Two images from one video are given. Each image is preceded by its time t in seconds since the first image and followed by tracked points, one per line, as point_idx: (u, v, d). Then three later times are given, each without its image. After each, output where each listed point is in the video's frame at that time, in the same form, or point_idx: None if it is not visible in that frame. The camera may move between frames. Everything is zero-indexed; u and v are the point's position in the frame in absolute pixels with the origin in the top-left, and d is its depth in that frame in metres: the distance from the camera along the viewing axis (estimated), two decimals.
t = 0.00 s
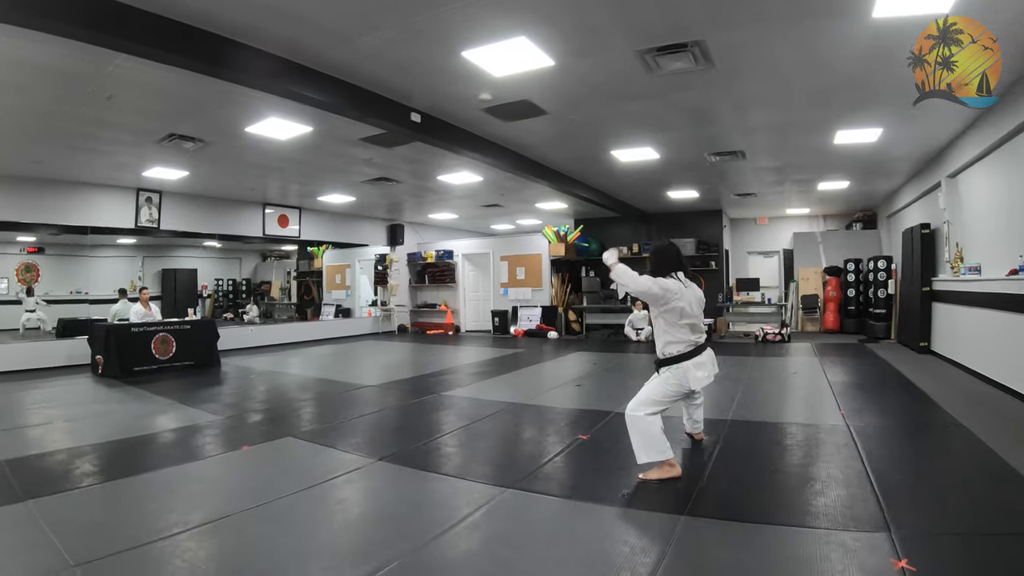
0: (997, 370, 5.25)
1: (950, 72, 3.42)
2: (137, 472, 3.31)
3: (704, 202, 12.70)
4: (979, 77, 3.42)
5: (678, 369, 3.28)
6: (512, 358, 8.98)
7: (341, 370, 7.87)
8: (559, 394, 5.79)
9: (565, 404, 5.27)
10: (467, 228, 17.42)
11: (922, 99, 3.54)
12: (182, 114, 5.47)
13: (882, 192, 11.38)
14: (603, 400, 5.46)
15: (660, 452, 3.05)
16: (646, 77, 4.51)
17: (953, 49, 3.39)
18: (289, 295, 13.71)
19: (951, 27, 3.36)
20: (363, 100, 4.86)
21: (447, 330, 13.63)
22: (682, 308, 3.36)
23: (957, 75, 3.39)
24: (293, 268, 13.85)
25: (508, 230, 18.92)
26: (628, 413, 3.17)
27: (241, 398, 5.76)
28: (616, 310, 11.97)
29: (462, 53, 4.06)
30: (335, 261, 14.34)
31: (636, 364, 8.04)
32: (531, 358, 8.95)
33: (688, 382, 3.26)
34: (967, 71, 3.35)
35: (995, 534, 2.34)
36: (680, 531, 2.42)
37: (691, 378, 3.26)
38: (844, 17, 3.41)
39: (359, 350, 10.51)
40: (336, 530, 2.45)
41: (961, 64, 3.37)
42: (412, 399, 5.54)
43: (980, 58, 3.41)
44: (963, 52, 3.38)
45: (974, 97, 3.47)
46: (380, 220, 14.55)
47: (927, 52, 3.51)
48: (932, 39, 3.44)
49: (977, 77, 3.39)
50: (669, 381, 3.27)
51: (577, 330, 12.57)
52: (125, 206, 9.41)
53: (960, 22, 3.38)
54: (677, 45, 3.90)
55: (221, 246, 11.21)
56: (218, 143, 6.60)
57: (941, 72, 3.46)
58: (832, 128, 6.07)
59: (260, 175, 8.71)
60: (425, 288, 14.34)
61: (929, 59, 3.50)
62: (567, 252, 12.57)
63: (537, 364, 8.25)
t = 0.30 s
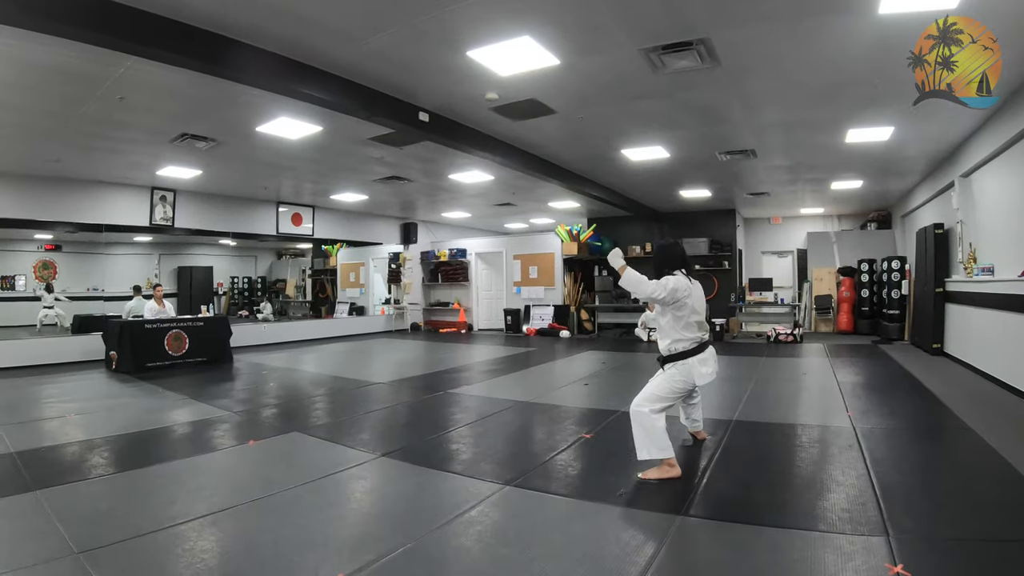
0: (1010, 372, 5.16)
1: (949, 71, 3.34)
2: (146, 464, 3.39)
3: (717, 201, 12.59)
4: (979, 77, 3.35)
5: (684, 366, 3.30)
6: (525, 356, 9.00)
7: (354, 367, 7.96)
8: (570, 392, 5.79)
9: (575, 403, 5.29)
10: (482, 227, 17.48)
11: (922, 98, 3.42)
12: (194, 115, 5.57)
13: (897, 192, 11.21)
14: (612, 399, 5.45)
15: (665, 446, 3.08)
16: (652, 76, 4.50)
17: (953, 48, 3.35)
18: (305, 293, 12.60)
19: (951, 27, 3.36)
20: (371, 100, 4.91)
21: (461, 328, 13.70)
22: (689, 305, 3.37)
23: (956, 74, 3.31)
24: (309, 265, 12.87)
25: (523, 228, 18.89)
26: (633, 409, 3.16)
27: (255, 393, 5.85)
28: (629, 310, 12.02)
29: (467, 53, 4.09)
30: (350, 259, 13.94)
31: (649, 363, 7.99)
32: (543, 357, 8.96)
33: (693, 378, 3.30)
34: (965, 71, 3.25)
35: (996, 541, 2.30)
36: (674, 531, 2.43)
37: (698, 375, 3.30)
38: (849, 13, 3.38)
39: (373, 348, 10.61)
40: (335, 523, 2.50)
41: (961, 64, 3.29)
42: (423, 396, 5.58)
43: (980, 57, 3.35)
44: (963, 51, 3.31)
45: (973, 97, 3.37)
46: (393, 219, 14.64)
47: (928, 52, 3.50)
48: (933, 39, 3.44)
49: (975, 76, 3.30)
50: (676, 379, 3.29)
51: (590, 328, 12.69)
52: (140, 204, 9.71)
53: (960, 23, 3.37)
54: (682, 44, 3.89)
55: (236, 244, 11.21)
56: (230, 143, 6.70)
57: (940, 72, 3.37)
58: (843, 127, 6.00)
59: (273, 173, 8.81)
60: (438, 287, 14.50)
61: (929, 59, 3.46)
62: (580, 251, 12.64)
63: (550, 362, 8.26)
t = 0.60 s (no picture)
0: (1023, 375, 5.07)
1: (950, 71, 3.46)
2: (158, 457, 3.47)
3: (730, 200, 12.48)
4: (975, 76, 3.54)
5: (692, 363, 3.30)
6: (537, 354, 9.02)
7: (368, 364, 8.05)
8: (582, 391, 5.80)
9: (586, 401, 5.31)
10: (497, 226, 17.51)
11: (924, 98, 3.53)
12: (207, 115, 5.67)
13: (913, 191, 11.03)
14: (623, 398, 5.46)
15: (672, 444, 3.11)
16: (659, 75, 4.49)
17: (953, 49, 3.45)
18: (320, 290, 12.69)
19: (950, 27, 3.40)
20: (380, 99, 4.95)
21: (473, 326, 13.77)
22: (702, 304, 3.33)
23: (957, 75, 3.46)
24: (325, 263, 13.07)
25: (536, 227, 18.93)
26: (640, 406, 3.17)
27: (269, 389, 5.95)
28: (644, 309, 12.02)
29: (474, 53, 4.12)
30: (364, 257, 14.07)
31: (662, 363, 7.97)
32: (556, 355, 8.98)
33: (701, 376, 3.29)
34: (967, 72, 3.41)
35: (1000, 546, 2.27)
36: (673, 530, 2.44)
37: (706, 371, 3.29)
38: (856, 11, 3.35)
39: (387, 345, 10.72)
40: (339, 517, 2.54)
41: (960, 65, 3.44)
42: (436, 394, 5.63)
43: (980, 56, 3.52)
44: (963, 52, 3.44)
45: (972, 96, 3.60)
46: (407, 217, 14.74)
47: (927, 51, 3.57)
48: (933, 39, 3.48)
49: (975, 77, 3.50)
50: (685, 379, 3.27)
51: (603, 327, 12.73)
52: (156, 203, 9.78)
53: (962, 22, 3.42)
54: (689, 43, 3.88)
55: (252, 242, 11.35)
56: (243, 142, 6.80)
57: (941, 72, 3.49)
58: (855, 126, 5.93)
59: (288, 172, 8.92)
60: (452, 285, 14.67)
61: (928, 59, 3.54)
62: (593, 250, 12.81)
63: (563, 360, 8.29)
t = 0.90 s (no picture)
0: None
1: (949, 71, 3.15)
2: (165, 451, 3.53)
3: (738, 196, 12.41)
4: (980, 77, 3.12)
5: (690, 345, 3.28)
6: (545, 350, 9.07)
7: (377, 361, 8.14)
8: (589, 387, 5.81)
9: (593, 397, 5.34)
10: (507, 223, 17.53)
11: (919, 99, 3.21)
12: (213, 115, 5.73)
13: (922, 186, 10.91)
14: (630, 394, 5.47)
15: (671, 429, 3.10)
16: (661, 71, 4.48)
17: (954, 49, 3.12)
18: (329, 288, 13.79)
19: (950, 26, 3.09)
20: (384, 97, 4.98)
21: (483, 323, 13.89)
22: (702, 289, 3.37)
23: (956, 75, 3.10)
24: (334, 261, 13.79)
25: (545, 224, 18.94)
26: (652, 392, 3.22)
27: (279, 385, 6.02)
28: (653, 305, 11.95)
29: (476, 51, 4.13)
30: (373, 255, 14.38)
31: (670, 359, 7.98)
32: (563, 351, 9.01)
33: (700, 356, 3.25)
34: (967, 71, 3.04)
35: (1000, 545, 2.25)
36: (668, 524, 2.46)
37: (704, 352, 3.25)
38: (858, 3, 3.32)
39: (397, 342, 10.81)
40: (339, 511, 2.58)
41: (960, 64, 3.10)
42: (444, 390, 5.67)
43: (981, 58, 3.13)
44: (963, 52, 3.11)
45: (974, 98, 3.09)
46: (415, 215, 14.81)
47: (926, 52, 3.25)
48: (932, 39, 3.16)
49: (977, 77, 3.08)
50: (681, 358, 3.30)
51: (612, 324, 12.50)
52: (165, 202, 9.83)
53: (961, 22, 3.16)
54: (689, 38, 3.86)
55: (264, 241, 12.25)
56: (249, 141, 6.87)
57: (940, 72, 3.18)
58: (861, 121, 5.89)
59: (296, 171, 8.99)
60: (460, 282, 14.77)
61: (927, 59, 3.22)
62: (601, 246, 12.65)
63: (571, 356, 8.33)
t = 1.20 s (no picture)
0: None
1: (949, 71, 3.24)
2: (167, 448, 3.58)
3: (741, 192, 12.38)
4: (979, 77, 3.26)
5: (698, 317, 3.77)
6: (549, 347, 9.08)
7: (380, 359, 8.18)
8: (590, 384, 5.82)
9: (594, 393, 5.37)
10: (510, 220, 17.56)
11: (921, 97, 3.30)
12: (214, 116, 5.79)
13: (925, 181, 10.87)
14: (630, 390, 5.50)
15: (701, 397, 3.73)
16: (656, 68, 4.50)
17: (953, 49, 3.28)
18: (335, 286, 12.98)
19: (950, 28, 3.29)
20: (382, 98, 5.02)
21: (485, 320, 14.01)
22: (697, 259, 3.88)
23: (956, 75, 3.21)
24: (338, 259, 13.32)
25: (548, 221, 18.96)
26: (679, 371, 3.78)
27: (284, 383, 6.09)
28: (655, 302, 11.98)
29: (472, 51, 4.17)
30: (378, 253, 14.57)
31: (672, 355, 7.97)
32: (567, 348, 9.02)
33: (708, 325, 3.75)
34: (966, 70, 3.16)
35: (992, 541, 2.26)
36: (656, 518, 2.49)
37: (711, 321, 3.75)
38: None
39: (401, 340, 10.86)
40: (334, 504, 2.63)
41: (960, 64, 3.22)
42: (445, 386, 5.71)
43: (979, 59, 3.28)
44: (963, 52, 3.25)
45: (973, 97, 3.23)
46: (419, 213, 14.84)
47: (926, 52, 3.38)
48: (932, 39, 3.31)
49: (976, 78, 3.20)
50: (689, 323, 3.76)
51: (615, 321, 12.61)
52: (169, 203, 10.07)
53: (959, 23, 3.36)
54: (683, 35, 3.88)
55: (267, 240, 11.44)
56: (251, 142, 6.92)
57: (940, 72, 3.28)
58: (859, 116, 5.89)
59: (299, 170, 9.05)
60: (464, 280, 14.77)
61: (928, 59, 3.35)
62: (604, 244, 12.83)
63: (574, 353, 8.35)
